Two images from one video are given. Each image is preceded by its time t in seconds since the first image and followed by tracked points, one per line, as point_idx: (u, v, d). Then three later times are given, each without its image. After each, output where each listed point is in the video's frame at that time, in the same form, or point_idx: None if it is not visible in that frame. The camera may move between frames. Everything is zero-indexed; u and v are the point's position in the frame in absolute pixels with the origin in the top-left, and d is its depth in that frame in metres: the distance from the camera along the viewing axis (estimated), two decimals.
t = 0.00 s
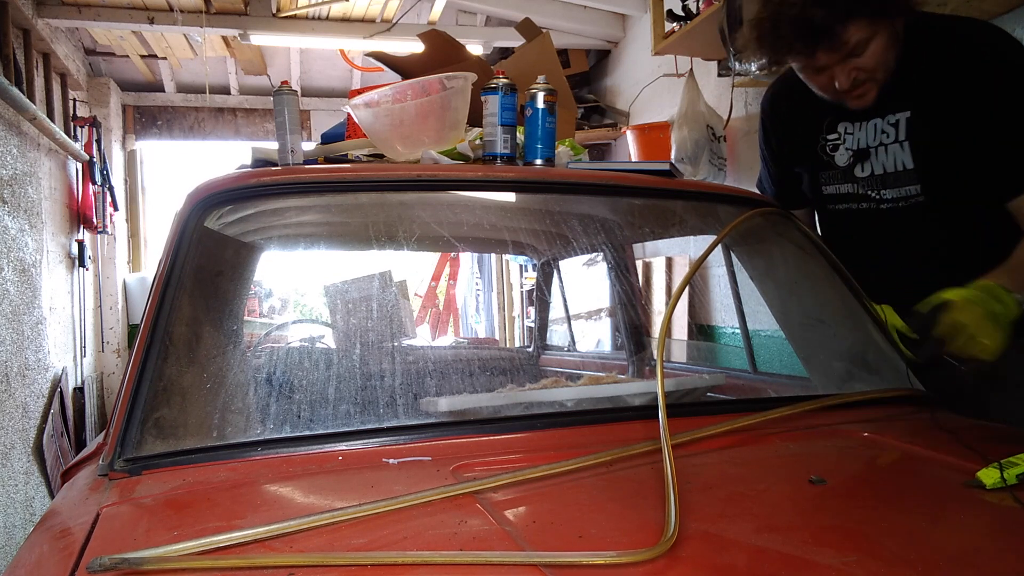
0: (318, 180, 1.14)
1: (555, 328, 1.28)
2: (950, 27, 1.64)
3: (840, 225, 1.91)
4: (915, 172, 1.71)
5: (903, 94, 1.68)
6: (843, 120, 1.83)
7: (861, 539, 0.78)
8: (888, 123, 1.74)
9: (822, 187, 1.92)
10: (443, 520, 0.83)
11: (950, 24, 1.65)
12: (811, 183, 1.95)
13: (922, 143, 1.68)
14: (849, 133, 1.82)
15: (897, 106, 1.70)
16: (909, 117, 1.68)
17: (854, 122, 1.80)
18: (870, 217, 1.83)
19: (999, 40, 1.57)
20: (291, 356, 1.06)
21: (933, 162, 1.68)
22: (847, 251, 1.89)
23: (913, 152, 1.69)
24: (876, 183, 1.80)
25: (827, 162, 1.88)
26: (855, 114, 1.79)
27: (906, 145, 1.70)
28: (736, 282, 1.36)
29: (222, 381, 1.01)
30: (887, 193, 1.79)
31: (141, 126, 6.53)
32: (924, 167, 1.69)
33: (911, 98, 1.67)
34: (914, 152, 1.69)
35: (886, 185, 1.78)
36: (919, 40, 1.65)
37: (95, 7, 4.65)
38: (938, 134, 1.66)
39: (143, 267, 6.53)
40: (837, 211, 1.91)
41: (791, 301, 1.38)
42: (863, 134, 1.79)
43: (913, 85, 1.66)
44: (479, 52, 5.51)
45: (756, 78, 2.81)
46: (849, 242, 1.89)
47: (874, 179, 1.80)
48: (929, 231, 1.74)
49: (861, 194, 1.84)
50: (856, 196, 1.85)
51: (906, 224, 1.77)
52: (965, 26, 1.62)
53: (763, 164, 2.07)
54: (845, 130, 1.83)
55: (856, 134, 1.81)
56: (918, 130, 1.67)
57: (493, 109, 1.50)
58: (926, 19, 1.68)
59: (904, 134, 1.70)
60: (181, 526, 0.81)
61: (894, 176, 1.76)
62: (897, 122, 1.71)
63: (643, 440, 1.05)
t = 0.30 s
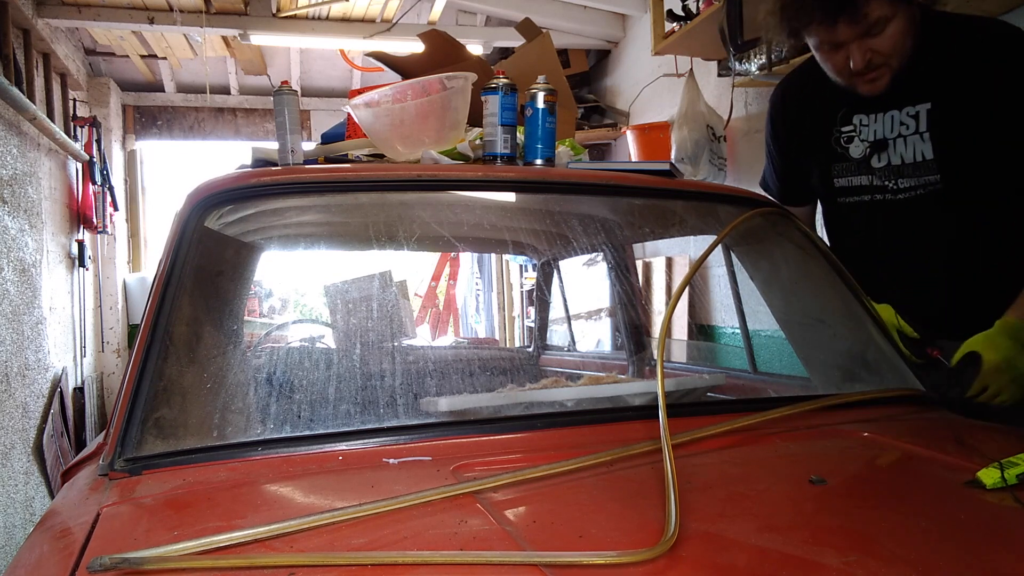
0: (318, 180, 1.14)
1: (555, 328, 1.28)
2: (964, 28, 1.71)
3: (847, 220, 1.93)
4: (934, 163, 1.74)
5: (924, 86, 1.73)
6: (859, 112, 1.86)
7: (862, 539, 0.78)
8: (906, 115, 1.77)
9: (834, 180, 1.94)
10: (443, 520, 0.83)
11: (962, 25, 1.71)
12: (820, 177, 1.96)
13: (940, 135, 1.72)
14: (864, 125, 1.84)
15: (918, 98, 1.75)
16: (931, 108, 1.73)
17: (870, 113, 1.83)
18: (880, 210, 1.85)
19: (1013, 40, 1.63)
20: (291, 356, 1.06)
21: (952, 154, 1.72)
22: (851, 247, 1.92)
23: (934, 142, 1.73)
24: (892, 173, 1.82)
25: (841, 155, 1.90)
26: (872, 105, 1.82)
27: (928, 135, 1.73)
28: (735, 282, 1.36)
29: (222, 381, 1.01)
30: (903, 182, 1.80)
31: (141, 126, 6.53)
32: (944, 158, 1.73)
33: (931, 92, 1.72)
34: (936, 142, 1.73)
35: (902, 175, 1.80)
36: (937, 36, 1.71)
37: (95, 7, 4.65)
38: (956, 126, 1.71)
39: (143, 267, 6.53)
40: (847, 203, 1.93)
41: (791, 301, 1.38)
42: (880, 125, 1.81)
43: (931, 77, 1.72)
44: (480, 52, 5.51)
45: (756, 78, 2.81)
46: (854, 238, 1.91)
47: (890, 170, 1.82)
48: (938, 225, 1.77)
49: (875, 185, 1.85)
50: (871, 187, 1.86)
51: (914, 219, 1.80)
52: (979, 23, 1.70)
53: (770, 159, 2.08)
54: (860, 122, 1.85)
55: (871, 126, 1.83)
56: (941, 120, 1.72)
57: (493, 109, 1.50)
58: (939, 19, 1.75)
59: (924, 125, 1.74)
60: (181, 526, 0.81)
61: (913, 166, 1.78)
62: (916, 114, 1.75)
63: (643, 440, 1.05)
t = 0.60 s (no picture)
0: (319, 180, 1.14)
1: (555, 328, 1.28)
2: (967, 28, 1.70)
3: (848, 220, 1.93)
4: (934, 163, 1.75)
5: (926, 86, 1.73)
6: (860, 110, 1.86)
7: (862, 539, 0.78)
8: (907, 114, 1.78)
9: (835, 179, 1.94)
10: (443, 520, 0.83)
11: (966, 26, 1.71)
12: (823, 176, 1.96)
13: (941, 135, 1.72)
14: (866, 124, 1.85)
15: (918, 97, 1.75)
16: (930, 107, 1.73)
17: (872, 112, 1.83)
18: (881, 211, 1.86)
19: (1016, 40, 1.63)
20: (291, 356, 1.06)
21: (952, 154, 1.72)
22: (853, 246, 1.92)
23: (933, 142, 1.73)
24: (892, 173, 1.82)
25: (843, 154, 1.91)
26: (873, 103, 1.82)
27: (929, 134, 1.73)
28: (735, 283, 1.36)
29: (222, 381, 1.01)
30: (902, 183, 1.81)
31: (141, 126, 6.52)
32: (943, 158, 1.73)
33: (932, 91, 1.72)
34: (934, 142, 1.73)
35: (901, 175, 1.80)
36: (941, 36, 1.72)
37: (95, 7, 4.65)
38: (957, 126, 1.71)
39: (143, 267, 6.53)
40: (846, 203, 1.93)
41: (791, 301, 1.37)
42: (880, 124, 1.81)
43: (933, 75, 1.72)
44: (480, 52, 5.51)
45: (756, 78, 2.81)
46: (856, 237, 1.91)
47: (890, 170, 1.82)
48: (938, 224, 1.77)
49: (876, 185, 1.86)
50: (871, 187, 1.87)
51: (915, 219, 1.80)
52: (981, 22, 1.70)
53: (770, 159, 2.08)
54: (862, 120, 1.86)
55: (872, 125, 1.84)
56: (940, 120, 1.72)
57: (493, 109, 1.50)
58: (944, 19, 1.75)
59: (925, 124, 1.74)
60: (181, 526, 0.81)
61: (912, 166, 1.78)
62: (917, 113, 1.76)
63: (643, 440, 1.05)
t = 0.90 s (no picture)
0: (319, 180, 1.14)
1: (555, 328, 1.28)
2: (965, 28, 1.71)
3: (848, 222, 1.93)
4: (933, 163, 1.75)
5: (925, 87, 1.74)
6: (857, 113, 1.86)
7: (862, 539, 0.78)
8: (904, 115, 1.78)
9: (834, 182, 1.94)
10: (443, 520, 0.83)
11: (965, 25, 1.71)
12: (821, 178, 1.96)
13: (939, 135, 1.72)
14: (862, 126, 1.85)
15: (915, 98, 1.75)
16: (927, 108, 1.73)
17: (869, 115, 1.84)
18: (881, 213, 1.85)
19: (1013, 39, 1.63)
20: (291, 356, 1.06)
21: (952, 154, 1.72)
22: (854, 248, 1.92)
23: (931, 143, 1.73)
24: (891, 175, 1.82)
25: (841, 157, 1.90)
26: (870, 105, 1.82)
27: (926, 134, 1.73)
28: (735, 283, 1.36)
29: (222, 381, 1.01)
30: (902, 185, 1.81)
31: (141, 126, 6.53)
32: (941, 158, 1.73)
33: (931, 92, 1.73)
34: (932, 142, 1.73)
35: (901, 177, 1.80)
36: (938, 36, 1.73)
37: (95, 7, 4.65)
38: (955, 127, 1.71)
39: (143, 267, 6.53)
40: (847, 206, 1.93)
41: (791, 302, 1.38)
42: (877, 126, 1.82)
43: (932, 77, 1.72)
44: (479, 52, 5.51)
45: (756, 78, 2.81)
46: (856, 239, 1.91)
47: (889, 172, 1.82)
48: (938, 225, 1.77)
49: (875, 188, 1.86)
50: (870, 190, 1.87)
51: (916, 219, 1.80)
52: (979, 23, 1.70)
53: (768, 160, 2.08)
54: (859, 123, 1.86)
55: (869, 127, 1.84)
56: (937, 121, 1.72)
57: (493, 109, 1.50)
58: (943, 19, 1.75)
59: (922, 124, 1.74)
60: (181, 526, 0.81)
61: (911, 168, 1.78)
62: (914, 114, 1.76)
63: (643, 440, 1.05)
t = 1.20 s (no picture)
0: (319, 181, 1.14)
1: (555, 328, 1.28)
2: (965, 27, 1.71)
3: (849, 222, 1.93)
4: (934, 163, 1.75)
5: (925, 86, 1.73)
6: (858, 113, 1.86)
7: (862, 539, 0.78)
8: (905, 115, 1.78)
9: (835, 182, 1.93)
10: (443, 520, 0.83)
11: (965, 25, 1.71)
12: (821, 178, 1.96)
13: (940, 135, 1.72)
14: (863, 127, 1.84)
15: (915, 98, 1.75)
16: (928, 108, 1.73)
17: (869, 115, 1.83)
18: (881, 213, 1.85)
19: (1013, 39, 1.63)
20: (291, 356, 1.06)
21: (953, 154, 1.72)
22: (854, 247, 1.92)
23: (932, 143, 1.73)
24: (892, 175, 1.82)
25: (841, 157, 1.90)
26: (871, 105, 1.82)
27: (927, 135, 1.73)
28: (735, 283, 1.36)
29: (222, 382, 1.01)
30: (903, 185, 1.81)
31: (141, 126, 6.53)
32: (942, 158, 1.73)
33: (932, 92, 1.73)
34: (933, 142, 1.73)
35: (902, 177, 1.80)
36: (938, 35, 1.72)
37: (95, 7, 4.65)
38: (955, 127, 1.71)
39: (143, 267, 6.53)
40: (847, 207, 1.93)
41: (791, 302, 1.38)
42: (878, 126, 1.81)
43: (932, 77, 1.72)
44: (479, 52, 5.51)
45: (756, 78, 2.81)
46: (857, 238, 1.91)
47: (890, 172, 1.82)
48: (939, 225, 1.77)
49: (875, 188, 1.85)
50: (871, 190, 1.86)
51: (916, 219, 1.80)
52: (979, 22, 1.70)
53: (769, 161, 2.08)
54: (860, 123, 1.85)
55: (869, 127, 1.83)
56: (938, 121, 1.72)
57: (493, 109, 1.50)
58: (943, 19, 1.75)
59: (922, 124, 1.74)
60: (181, 526, 0.81)
61: (912, 168, 1.78)
62: (914, 114, 1.76)
63: (643, 440, 1.05)
